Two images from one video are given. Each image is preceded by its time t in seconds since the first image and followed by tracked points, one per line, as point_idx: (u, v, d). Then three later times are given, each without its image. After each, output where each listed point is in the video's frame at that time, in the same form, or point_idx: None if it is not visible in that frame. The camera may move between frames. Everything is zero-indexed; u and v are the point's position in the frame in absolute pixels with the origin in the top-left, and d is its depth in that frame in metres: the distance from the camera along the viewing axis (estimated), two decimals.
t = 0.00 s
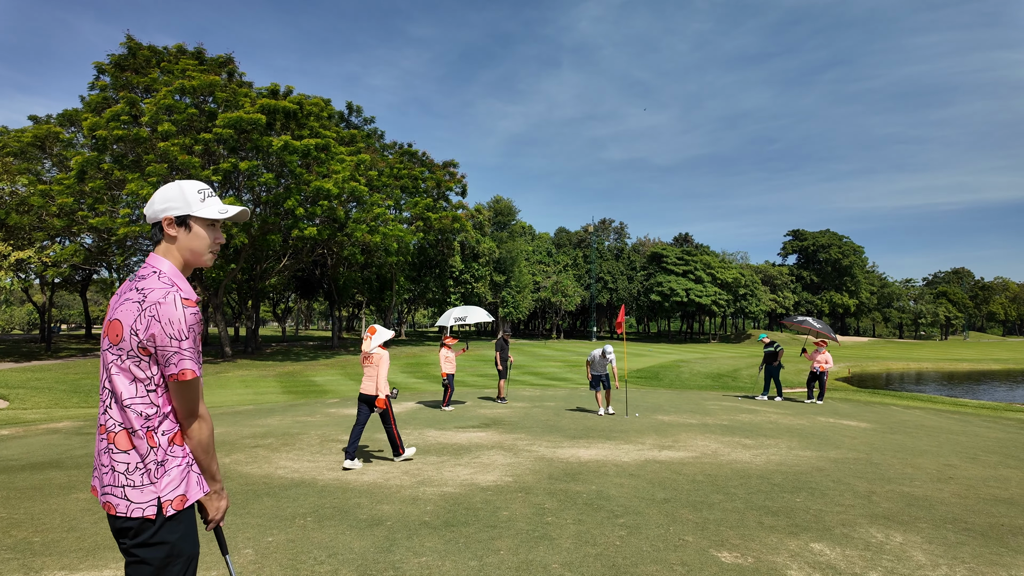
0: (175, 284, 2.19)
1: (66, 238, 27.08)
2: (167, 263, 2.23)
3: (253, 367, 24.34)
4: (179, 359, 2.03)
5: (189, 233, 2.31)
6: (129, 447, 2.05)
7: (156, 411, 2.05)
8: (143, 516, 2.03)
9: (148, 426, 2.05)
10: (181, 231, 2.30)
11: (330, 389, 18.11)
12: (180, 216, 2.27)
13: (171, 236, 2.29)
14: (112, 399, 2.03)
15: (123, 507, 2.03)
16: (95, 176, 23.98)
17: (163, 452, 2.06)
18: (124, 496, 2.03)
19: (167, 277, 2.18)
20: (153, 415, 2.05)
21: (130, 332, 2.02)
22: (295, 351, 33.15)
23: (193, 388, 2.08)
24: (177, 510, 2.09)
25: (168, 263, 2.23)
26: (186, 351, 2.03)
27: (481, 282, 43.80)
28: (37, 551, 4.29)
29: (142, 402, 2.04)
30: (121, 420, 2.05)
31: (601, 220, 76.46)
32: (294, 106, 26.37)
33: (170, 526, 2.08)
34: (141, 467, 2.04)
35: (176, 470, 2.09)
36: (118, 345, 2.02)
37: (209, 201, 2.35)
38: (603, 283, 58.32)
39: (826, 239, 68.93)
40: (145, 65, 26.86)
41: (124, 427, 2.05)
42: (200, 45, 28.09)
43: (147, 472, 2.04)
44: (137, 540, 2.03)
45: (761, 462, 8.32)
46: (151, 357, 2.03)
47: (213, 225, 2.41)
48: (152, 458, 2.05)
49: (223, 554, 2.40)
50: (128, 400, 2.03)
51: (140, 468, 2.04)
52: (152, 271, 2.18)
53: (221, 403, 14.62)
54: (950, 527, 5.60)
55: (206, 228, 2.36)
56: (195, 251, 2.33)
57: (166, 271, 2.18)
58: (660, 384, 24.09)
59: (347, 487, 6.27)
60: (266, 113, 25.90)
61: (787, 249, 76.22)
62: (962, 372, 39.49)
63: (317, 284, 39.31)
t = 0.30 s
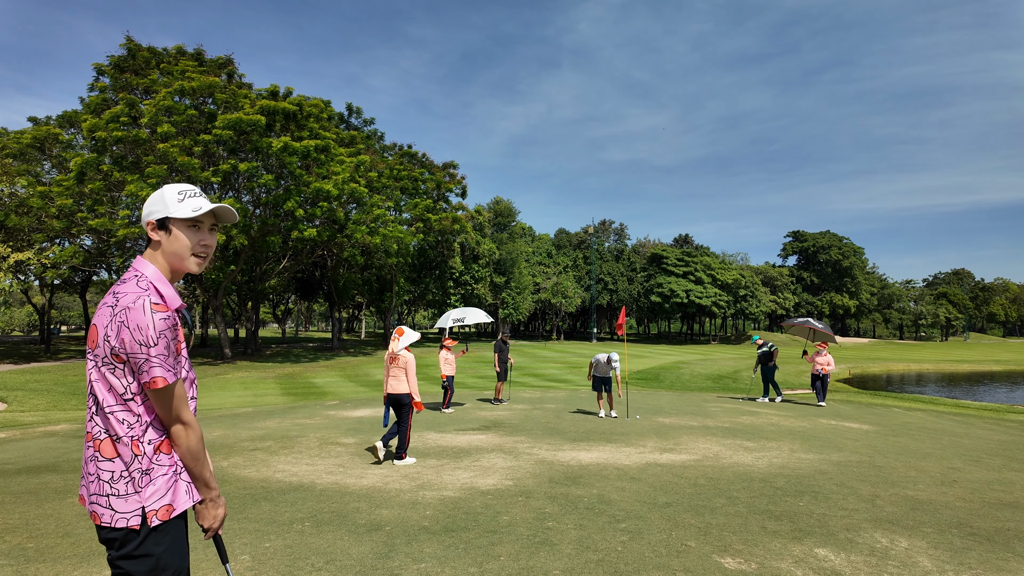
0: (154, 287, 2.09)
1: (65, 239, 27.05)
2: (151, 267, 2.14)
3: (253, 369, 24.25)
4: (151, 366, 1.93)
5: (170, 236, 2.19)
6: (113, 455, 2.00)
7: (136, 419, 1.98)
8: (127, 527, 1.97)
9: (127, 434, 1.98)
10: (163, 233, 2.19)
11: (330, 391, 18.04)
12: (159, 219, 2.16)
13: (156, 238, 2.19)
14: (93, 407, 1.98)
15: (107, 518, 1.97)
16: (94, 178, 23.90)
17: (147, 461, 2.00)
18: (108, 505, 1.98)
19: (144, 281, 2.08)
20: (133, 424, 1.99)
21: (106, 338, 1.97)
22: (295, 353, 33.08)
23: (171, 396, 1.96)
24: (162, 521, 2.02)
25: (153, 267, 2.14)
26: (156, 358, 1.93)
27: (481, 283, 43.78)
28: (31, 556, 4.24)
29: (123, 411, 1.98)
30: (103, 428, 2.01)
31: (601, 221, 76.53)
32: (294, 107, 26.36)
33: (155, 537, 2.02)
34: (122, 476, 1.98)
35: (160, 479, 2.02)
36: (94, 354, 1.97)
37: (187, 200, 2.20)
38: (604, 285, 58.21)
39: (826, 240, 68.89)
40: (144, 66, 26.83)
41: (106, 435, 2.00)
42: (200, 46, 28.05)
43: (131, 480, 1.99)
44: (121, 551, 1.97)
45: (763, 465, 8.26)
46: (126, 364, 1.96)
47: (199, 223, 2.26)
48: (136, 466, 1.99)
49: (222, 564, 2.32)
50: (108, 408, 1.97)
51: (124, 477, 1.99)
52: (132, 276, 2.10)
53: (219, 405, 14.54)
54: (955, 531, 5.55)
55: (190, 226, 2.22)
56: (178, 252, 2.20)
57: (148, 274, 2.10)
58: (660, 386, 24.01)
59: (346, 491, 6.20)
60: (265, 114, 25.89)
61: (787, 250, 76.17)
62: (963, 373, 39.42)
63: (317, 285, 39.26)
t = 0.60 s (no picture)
0: (155, 289, 2.06)
1: (73, 243, 27.20)
2: (151, 269, 2.10)
3: (259, 372, 24.28)
4: (152, 371, 1.88)
5: (166, 234, 2.16)
6: (118, 461, 1.97)
7: (139, 425, 1.95)
8: (131, 533, 1.94)
9: (131, 439, 1.95)
10: (159, 233, 2.16)
11: (335, 394, 18.01)
12: (152, 218, 2.13)
13: (153, 238, 2.16)
14: (97, 412, 1.96)
15: (112, 524, 1.94)
16: (101, 182, 24.04)
17: (152, 466, 1.97)
18: (112, 511, 1.95)
19: (145, 283, 2.05)
20: (137, 429, 1.95)
21: (106, 344, 1.93)
22: (300, 356, 33.12)
23: (173, 401, 1.92)
24: (167, 526, 1.99)
25: (153, 269, 2.11)
26: (157, 362, 1.89)
27: (486, 286, 43.78)
28: (35, 561, 4.22)
29: (125, 417, 1.94)
30: (107, 434, 1.97)
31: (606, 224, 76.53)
32: (300, 111, 26.48)
33: (159, 543, 1.98)
34: (126, 482, 1.95)
35: (165, 484, 1.98)
36: (96, 358, 1.94)
37: (177, 194, 2.17)
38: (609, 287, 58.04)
39: (833, 243, 68.45)
40: (151, 71, 27.04)
41: (110, 440, 1.96)
42: (207, 50, 28.21)
43: (135, 486, 1.95)
44: (126, 557, 1.94)
45: (772, 469, 8.17)
46: (128, 369, 1.93)
47: (192, 218, 2.22)
48: (140, 472, 1.96)
49: (229, 569, 2.27)
50: (111, 414, 1.94)
51: (129, 482, 1.96)
52: (133, 278, 2.06)
53: (225, 408, 14.53)
54: (969, 538, 5.46)
55: (183, 223, 2.18)
56: (176, 251, 2.16)
57: (148, 275, 2.06)
58: (667, 389, 23.86)
59: (351, 495, 6.16)
60: (271, 118, 25.99)
61: (794, 252, 75.76)
62: (972, 377, 39.01)
63: (323, 288, 39.32)
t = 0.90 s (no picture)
0: (167, 289, 2.02)
1: (81, 244, 27.33)
2: (163, 268, 2.07)
3: (266, 373, 24.31)
4: (166, 373, 1.85)
5: (176, 233, 2.12)
6: (134, 463, 1.94)
7: (156, 425, 1.93)
8: (149, 535, 1.92)
9: (148, 441, 1.93)
10: (170, 231, 2.12)
11: (342, 394, 18.00)
12: (161, 216, 2.09)
13: (163, 238, 2.13)
14: (113, 413, 1.94)
15: (128, 526, 1.92)
16: (109, 183, 24.18)
17: (170, 466, 1.96)
18: (128, 514, 1.92)
19: (156, 283, 2.01)
20: (154, 429, 1.93)
21: (119, 345, 1.90)
22: (307, 356, 33.20)
23: (189, 402, 1.90)
24: (184, 528, 1.98)
25: (165, 268, 2.07)
26: (171, 364, 1.86)
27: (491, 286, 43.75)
28: (44, 562, 4.21)
29: (141, 419, 1.92)
30: (122, 434, 1.95)
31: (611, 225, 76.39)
32: (306, 112, 26.55)
33: (176, 544, 1.96)
34: (143, 483, 1.92)
35: (183, 485, 1.97)
36: (111, 358, 1.92)
37: (185, 192, 2.12)
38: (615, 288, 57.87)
39: (839, 243, 68.02)
40: (158, 72, 27.19)
41: (126, 442, 1.94)
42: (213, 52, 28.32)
43: (153, 488, 1.93)
44: (142, 559, 1.92)
45: (783, 471, 8.08)
46: (143, 371, 1.90)
47: (200, 216, 2.18)
48: (158, 473, 1.94)
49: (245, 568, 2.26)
50: (127, 415, 1.92)
51: (145, 484, 1.93)
52: (145, 278, 2.03)
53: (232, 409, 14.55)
54: (986, 542, 5.37)
55: (192, 221, 2.14)
56: (186, 250, 2.13)
57: (160, 276, 2.03)
58: (674, 390, 23.73)
59: (359, 496, 6.13)
60: (277, 119, 26.05)
61: (800, 253, 75.34)
62: (981, 378, 38.65)
63: (329, 289, 39.37)
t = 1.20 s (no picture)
0: (185, 289, 1.95)
1: (90, 244, 27.48)
2: (184, 267, 2.01)
3: (274, 373, 24.35)
4: (182, 376, 1.78)
5: (193, 232, 2.05)
6: (155, 467, 1.90)
7: (175, 429, 1.87)
8: (169, 542, 1.87)
9: (168, 444, 1.87)
10: (187, 231, 2.06)
11: (350, 394, 17.98)
12: (179, 214, 2.02)
13: (182, 237, 2.07)
14: (133, 416, 1.90)
15: (148, 533, 1.88)
16: (118, 183, 24.32)
17: (190, 471, 1.90)
18: (148, 520, 1.88)
19: (174, 283, 1.94)
20: (174, 433, 1.88)
21: (135, 347, 1.85)
22: (315, 356, 33.31)
23: (206, 406, 1.83)
24: (204, 535, 1.92)
25: (185, 267, 2.02)
26: (187, 367, 1.79)
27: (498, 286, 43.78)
28: (58, 564, 4.19)
29: (160, 423, 1.86)
30: (143, 436, 1.90)
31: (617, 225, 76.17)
32: (314, 113, 26.62)
33: (195, 552, 1.91)
34: (163, 489, 1.87)
35: (202, 492, 1.92)
36: (130, 360, 1.87)
37: (202, 189, 2.05)
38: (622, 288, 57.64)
39: (848, 243, 67.52)
40: (167, 74, 27.36)
41: (147, 444, 1.89)
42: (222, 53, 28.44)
43: (173, 493, 1.88)
44: (160, 567, 1.88)
45: (798, 474, 7.96)
46: (159, 375, 1.84)
47: (218, 213, 2.10)
48: (178, 478, 1.88)
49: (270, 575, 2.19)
50: (146, 419, 1.87)
51: (165, 489, 1.88)
52: (164, 277, 1.97)
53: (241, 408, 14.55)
54: (1011, 548, 5.26)
55: (208, 220, 2.07)
56: (203, 250, 2.06)
57: (179, 274, 1.97)
58: (683, 391, 23.58)
59: (372, 498, 6.08)
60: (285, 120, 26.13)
61: (809, 253, 74.82)
62: (993, 379, 38.25)
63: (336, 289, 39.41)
